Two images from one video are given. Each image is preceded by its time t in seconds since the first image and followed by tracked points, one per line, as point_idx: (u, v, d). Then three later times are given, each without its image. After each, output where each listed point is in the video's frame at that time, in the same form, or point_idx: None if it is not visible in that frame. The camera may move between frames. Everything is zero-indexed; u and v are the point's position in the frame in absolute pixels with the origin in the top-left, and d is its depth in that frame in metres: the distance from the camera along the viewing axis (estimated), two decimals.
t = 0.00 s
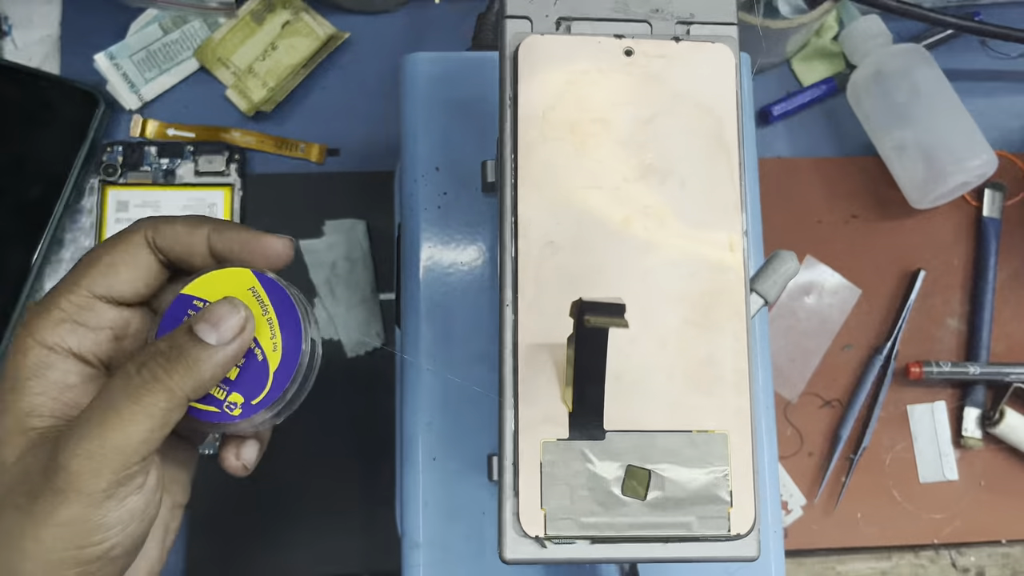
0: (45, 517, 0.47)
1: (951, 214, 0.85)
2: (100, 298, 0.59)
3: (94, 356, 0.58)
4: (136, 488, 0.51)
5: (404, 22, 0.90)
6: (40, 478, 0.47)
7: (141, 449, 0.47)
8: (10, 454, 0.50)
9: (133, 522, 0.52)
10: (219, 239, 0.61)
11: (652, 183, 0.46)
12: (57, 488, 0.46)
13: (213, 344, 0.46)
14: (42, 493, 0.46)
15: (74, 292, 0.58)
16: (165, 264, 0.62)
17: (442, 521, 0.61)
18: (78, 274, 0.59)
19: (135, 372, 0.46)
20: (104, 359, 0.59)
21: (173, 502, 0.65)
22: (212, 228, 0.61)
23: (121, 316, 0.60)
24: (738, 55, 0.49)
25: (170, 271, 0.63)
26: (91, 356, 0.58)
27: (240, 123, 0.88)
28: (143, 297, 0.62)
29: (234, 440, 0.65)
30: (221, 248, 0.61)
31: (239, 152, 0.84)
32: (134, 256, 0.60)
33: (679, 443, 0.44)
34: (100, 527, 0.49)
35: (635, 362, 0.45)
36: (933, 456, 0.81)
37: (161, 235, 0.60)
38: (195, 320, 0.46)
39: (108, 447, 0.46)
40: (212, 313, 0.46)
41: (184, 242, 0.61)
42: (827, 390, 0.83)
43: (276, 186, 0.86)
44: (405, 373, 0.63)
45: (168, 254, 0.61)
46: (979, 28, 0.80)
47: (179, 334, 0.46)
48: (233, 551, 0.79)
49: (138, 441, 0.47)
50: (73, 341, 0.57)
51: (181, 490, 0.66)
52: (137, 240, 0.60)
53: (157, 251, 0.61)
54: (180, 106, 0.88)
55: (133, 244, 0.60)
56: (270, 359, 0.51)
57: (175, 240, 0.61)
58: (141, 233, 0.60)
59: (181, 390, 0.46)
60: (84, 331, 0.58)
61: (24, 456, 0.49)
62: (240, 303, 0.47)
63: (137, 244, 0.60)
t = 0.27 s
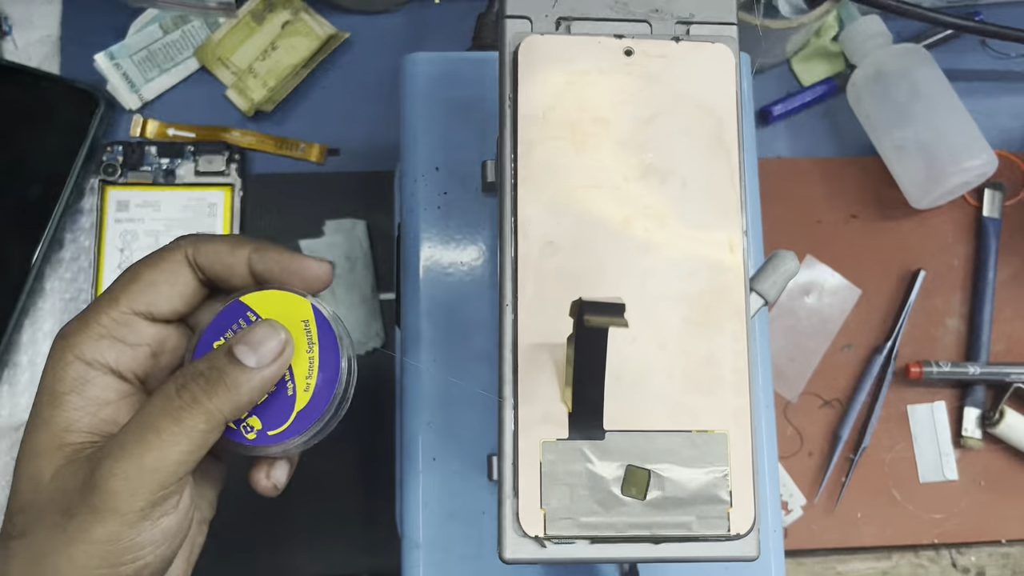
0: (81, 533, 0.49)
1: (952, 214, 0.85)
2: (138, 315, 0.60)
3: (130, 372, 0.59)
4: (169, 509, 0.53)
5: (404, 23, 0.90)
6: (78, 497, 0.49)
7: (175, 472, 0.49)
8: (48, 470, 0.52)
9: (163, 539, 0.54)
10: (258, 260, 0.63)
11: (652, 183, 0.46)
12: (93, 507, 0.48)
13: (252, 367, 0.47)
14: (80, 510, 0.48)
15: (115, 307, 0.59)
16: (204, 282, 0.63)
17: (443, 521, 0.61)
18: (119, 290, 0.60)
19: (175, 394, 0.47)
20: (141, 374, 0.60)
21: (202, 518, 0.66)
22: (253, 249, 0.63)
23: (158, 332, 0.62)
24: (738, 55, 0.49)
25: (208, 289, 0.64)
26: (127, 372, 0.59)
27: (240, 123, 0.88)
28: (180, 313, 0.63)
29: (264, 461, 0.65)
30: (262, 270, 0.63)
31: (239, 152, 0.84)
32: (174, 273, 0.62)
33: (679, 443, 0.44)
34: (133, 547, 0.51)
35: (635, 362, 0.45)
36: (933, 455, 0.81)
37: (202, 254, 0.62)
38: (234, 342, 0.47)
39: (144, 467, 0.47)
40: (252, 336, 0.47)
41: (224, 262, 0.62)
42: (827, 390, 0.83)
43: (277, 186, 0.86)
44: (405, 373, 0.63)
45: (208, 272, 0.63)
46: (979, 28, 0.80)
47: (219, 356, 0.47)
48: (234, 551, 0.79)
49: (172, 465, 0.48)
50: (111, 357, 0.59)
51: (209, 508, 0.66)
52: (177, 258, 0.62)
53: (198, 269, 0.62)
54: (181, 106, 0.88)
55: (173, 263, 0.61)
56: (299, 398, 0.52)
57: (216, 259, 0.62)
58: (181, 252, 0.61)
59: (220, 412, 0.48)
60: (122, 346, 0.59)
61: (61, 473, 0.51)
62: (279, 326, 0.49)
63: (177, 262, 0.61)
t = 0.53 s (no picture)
0: (97, 546, 0.50)
1: (952, 214, 0.85)
2: (157, 325, 0.59)
3: (147, 382, 0.58)
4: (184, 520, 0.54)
5: (404, 23, 0.90)
6: (96, 510, 0.49)
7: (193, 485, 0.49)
8: (66, 479, 0.53)
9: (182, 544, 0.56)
10: (275, 269, 0.61)
11: (651, 184, 0.46)
12: (111, 520, 0.49)
13: (269, 380, 0.47)
14: (98, 521, 0.49)
15: (133, 317, 0.58)
16: (221, 291, 0.62)
17: (442, 521, 0.61)
18: (136, 300, 0.59)
19: (192, 408, 0.47)
20: (158, 385, 0.59)
21: (214, 529, 0.67)
22: (270, 258, 0.61)
23: (177, 342, 0.60)
24: (738, 55, 0.49)
25: (226, 299, 0.63)
26: (145, 383, 0.58)
27: (240, 124, 0.88)
28: (197, 323, 0.62)
29: (279, 472, 0.64)
30: (279, 281, 0.61)
31: (239, 152, 0.85)
32: (191, 283, 0.60)
33: (678, 443, 0.44)
34: (152, 555, 0.53)
35: (635, 362, 0.45)
36: (933, 456, 0.81)
37: (219, 263, 0.60)
38: (251, 355, 0.47)
39: (161, 480, 0.48)
40: (270, 349, 0.47)
41: (240, 271, 0.60)
42: (827, 390, 0.83)
43: (277, 186, 0.86)
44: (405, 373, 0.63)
45: (226, 282, 0.61)
46: (979, 28, 0.80)
47: (236, 369, 0.47)
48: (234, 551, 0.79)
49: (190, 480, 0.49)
50: (129, 367, 0.58)
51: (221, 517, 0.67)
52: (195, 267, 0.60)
53: (215, 278, 0.61)
54: (180, 106, 0.88)
55: (191, 274, 0.60)
56: (293, 427, 0.52)
57: (233, 269, 0.60)
58: (198, 261, 0.60)
59: (237, 426, 0.48)
60: (140, 357, 0.58)
61: (80, 483, 0.52)
62: (297, 339, 0.48)
63: (195, 272, 0.60)
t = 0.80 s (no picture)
0: (121, 562, 0.49)
1: (952, 214, 0.85)
2: (181, 337, 0.59)
3: (171, 395, 0.59)
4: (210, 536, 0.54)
5: (404, 23, 0.90)
6: (120, 526, 0.49)
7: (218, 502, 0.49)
8: (92, 492, 0.53)
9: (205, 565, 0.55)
10: (303, 282, 0.61)
11: (651, 184, 0.46)
12: (135, 536, 0.49)
13: (297, 398, 0.47)
14: (122, 537, 0.49)
15: (158, 329, 0.58)
16: (246, 303, 0.62)
17: (442, 522, 0.61)
18: (162, 312, 0.59)
19: (220, 424, 0.47)
20: (181, 397, 0.60)
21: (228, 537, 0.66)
22: (298, 271, 0.61)
23: (201, 355, 0.60)
24: (738, 55, 0.49)
25: (251, 311, 0.63)
26: (169, 395, 0.59)
27: (240, 124, 0.88)
28: (221, 336, 0.62)
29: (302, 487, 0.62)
30: (306, 293, 0.61)
31: (239, 152, 0.85)
32: (217, 294, 0.60)
33: (678, 443, 0.44)
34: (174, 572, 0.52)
35: (635, 362, 0.45)
36: (933, 456, 0.81)
37: (244, 276, 0.60)
38: (279, 371, 0.47)
39: (187, 497, 0.48)
40: (298, 366, 0.47)
41: (269, 285, 0.60)
42: (827, 390, 0.83)
43: (276, 187, 0.85)
44: (405, 373, 0.63)
45: (251, 294, 0.61)
46: (979, 28, 0.80)
47: (264, 386, 0.47)
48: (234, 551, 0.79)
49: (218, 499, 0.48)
50: (153, 379, 0.58)
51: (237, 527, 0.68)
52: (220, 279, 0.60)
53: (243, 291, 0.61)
54: (180, 106, 0.88)
55: (216, 285, 0.60)
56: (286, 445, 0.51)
57: (258, 281, 0.60)
58: (225, 273, 0.60)
59: (264, 443, 0.48)
60: (164, 369, 0.58)
61: (106, 496, 0.52)
62: (325, 355, 0.48)
63: (221, 283, 0.60)
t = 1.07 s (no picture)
0: (120, 565, 0.50)
1: (952, 214, 0.85)
2: (180, 339, 0.59)
3: (170, 397, 0.59)
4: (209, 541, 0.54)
5: (404, 23, 0.90)
6: (120, 529, 0.49)
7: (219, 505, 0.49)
8: (90, 494, 0.53)
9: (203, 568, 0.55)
10: (303, 285, 0.61)
11: (650, 183, 0.46)
12: (133, 540, 0.49)
13: (296, 401, 0.47)
14: (120, 540, 0.49)
15: (157, 331, 0.58)
16: (246, 306, 0.62)
17: (442, 521, 0.61)
18: (160, 314, 0.59)
19: (218, 427, 0.47)
20: (180, 399, 0.60)
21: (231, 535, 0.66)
22: (298, 274, 0.61)
23: (199, 357, 0.61)
24: (737, 55, 0.49)
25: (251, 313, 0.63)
26: (167, 398, 0.59)
27: (240, 124, 0.88)
28: (220, 337, 0.62)
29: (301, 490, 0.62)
30: (306, 296, 0.61)
31: (239, 152, 0.85)
32: (215, 297, 0.60)
33: (678, 443, 0.44)
34: None
35: (634, 361, 0.45)
36: (933, 456, 0.81)
37: (244, 278, 0.60)
38: (278, 374, 0.47)
39: (186, 500, 0.48)
40: (297, 368, 0.47)
41: (267, 287, 0.61)
42: (827, 390, 0.83)
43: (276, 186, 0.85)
44: (405, 373, 0.64)
45: (250, 296, 0.61)
46: (979, 28, 0.80)
47: (263, 390, 0.47)
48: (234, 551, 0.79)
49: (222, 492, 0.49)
50: (151, 382, 0.58)
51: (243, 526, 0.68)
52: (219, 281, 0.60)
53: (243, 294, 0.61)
54: (181, 106, 0.88)
55: (216, 287, 0.60)
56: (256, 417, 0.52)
57: (258, 284, 0.61)
58: (224, 276, 0.60)
59: (262, 448, 0.48)
60: (162, 371, 0.58)
61: (105, 498, 0.52)
62: (325, 358, 0.48)
63: (219, 286, 0.60)
